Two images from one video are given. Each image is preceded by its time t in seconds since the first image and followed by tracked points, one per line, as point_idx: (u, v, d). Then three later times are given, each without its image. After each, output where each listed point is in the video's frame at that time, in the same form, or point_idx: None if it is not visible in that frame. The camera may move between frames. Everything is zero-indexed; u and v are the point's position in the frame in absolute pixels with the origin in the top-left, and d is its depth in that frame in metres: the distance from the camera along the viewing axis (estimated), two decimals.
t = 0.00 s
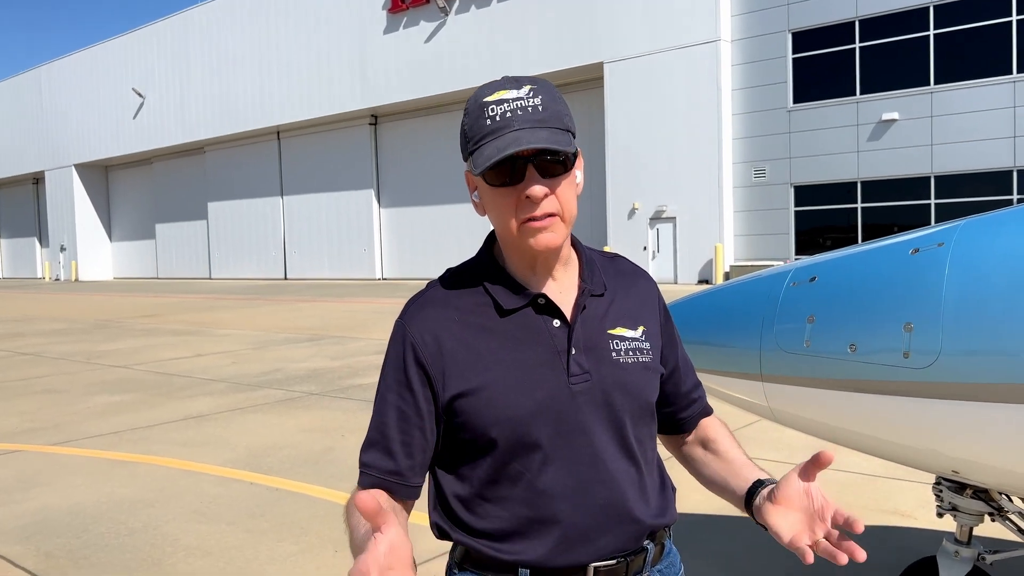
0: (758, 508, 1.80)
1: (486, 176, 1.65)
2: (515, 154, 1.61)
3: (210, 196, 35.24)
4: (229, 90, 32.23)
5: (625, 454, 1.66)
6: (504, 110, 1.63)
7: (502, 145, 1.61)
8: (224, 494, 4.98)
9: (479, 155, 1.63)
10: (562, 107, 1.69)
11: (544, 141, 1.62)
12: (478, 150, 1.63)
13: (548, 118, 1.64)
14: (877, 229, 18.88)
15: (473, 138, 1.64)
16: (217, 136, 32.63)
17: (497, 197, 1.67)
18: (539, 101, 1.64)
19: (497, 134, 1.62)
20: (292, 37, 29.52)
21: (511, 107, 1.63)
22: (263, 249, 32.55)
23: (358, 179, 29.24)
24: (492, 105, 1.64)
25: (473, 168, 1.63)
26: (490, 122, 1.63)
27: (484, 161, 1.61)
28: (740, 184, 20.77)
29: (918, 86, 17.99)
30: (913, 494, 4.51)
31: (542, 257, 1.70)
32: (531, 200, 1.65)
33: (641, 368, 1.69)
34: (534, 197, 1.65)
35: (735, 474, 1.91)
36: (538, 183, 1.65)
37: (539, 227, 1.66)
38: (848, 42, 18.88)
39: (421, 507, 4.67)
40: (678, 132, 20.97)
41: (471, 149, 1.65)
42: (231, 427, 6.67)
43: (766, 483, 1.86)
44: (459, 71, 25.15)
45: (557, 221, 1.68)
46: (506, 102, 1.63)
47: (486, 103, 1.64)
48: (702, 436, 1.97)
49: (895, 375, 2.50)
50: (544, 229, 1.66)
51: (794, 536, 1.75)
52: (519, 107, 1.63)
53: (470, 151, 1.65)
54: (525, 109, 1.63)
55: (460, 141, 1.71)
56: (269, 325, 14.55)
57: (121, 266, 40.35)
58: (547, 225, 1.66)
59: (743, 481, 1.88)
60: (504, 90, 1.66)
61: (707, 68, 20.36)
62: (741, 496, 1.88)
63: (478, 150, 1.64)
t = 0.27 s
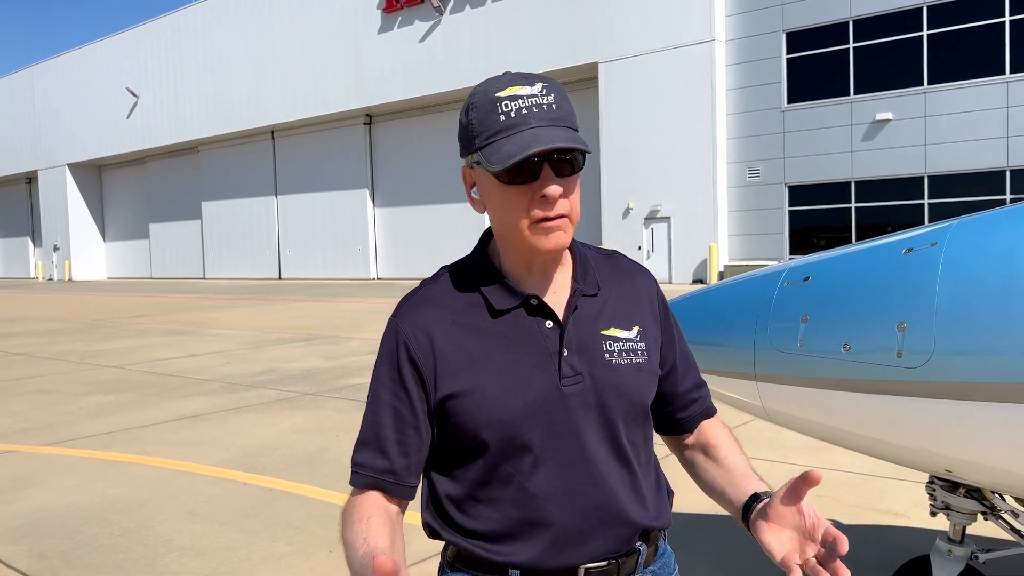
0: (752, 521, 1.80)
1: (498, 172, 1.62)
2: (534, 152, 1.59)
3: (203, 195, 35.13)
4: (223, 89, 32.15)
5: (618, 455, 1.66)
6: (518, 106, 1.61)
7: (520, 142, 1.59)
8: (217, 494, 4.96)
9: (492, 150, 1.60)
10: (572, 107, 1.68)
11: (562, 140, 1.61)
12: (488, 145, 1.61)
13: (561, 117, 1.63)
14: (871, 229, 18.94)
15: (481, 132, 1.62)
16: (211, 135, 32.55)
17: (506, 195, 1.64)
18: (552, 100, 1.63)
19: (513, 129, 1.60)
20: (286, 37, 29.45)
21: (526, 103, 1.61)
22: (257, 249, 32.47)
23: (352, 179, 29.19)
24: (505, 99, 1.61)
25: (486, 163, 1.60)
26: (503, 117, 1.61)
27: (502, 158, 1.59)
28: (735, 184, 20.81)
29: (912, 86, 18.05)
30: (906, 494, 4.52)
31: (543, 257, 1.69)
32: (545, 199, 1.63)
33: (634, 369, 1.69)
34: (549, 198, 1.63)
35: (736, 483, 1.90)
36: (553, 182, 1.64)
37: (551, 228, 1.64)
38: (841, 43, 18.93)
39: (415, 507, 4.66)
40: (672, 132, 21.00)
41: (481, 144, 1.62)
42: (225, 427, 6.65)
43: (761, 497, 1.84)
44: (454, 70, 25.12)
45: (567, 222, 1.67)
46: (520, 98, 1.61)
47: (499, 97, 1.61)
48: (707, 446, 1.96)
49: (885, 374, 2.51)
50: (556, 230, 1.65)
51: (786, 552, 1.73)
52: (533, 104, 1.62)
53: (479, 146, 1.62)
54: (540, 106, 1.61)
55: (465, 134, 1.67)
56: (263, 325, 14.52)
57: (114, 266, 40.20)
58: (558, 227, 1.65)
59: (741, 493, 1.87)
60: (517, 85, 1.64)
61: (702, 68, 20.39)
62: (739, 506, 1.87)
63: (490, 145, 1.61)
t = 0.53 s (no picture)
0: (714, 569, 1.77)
1: (540, 172, 1.55)
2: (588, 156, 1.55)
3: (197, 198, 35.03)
4: (216, 91, 32.08)
5: (619, 458, 1.67)
6: (558, 107, 1.56)
7: (572, 144, 1.55)
8: (210, 498, 4.94)
9: (535, 149, 1.54)
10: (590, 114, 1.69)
11: (605, 146, 1.60)
12: (527, 145, 1.54)
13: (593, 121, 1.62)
14: (864, 231, 19.01)
15: (519, 128, 1.54)
16: (205, 138, 32.46)
17: (540, 198, 1.58)
18: (585, 105, 1.62)
19: (560, 130, 1.55)
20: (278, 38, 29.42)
21: (565, 105, 1.57)
22: (251, 252, 32.39)
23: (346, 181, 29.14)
24: (546, 99, 1.55)
25: (527, 162, 1.53)
26: (543, 118, 1.55)
27: (563, 160, 1.52)
28: (728, 186, 20.86)
29: (904, 88, 18.13)
30: (899, 495, 4.54)
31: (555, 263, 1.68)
32: (583, 203, 1.60)
33: (635, 372, 1.70)
34: (589, 202, 1.61)
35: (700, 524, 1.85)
36: (592, 188, 1.62)
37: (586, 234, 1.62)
38: (834, 45, 19.00)
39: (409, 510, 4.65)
40: (666, 134, 21.04)
41: (519, 141, 1.55)
42: (217, 431, 6.63)
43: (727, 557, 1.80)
44: (447, 72, 25.10)
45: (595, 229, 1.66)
46: (560, 100, 1.57)
47: (539, 98, 1.55)
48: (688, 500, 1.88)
49: (879, 377, 2.52)
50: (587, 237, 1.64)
51: None
52: (571, 107, 1.58)
53: (514, 145, 1.54)
54: (578, 110, 1.59)
55: (492, 127, 1.57)
56: (256, 328, 14.48)
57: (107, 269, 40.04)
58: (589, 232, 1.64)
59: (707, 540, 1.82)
60: (553, 87, 1.59)
61: (695, 72, 20.46)
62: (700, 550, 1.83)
63: (533, 143, 1.54)
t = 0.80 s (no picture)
0: None
1: (564, 176, 1.54)
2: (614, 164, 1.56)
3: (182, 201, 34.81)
4: (201, 94, 31.90)
5: (619, 460, 1.66)
6: (581, 112, 1.56)
7: (597, 149, 1.54)
8: (196, 502, 4.91)
9: (562, 152, 1.53)
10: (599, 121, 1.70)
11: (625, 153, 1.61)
12: (553, 147, 1.53)
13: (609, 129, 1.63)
14: (848, 233, 19.17)
15: (541, 131, 1.52)
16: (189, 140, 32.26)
17: (560, 202, 1.57)
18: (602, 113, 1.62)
19: (583, 135, 1.55)
20: (263, 39, 29.31)
21: (587, 111, 1.58)
22: (237, 256, 32.21)
23: (332, 184, 29.06)
24: (568, 103, 1.55)
25: (555, 166, 1.52)
26: (567, 122, 1.54)
27: (594, 165, 1.52)
28: (714, 189, 20.98)
29: (887, 92, 18.30)
30: (884, 496, 4.57)
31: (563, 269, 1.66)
32: (601, 209, 1.61)
33: (634, 375, 1.71)
34: (606, 209, 1.62)
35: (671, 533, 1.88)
36: (609, 195, 1.63)
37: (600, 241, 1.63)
38: (819, 49, 19.15)
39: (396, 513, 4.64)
40: (653, 138, 21.14)
41: (543, 144, 1.53)
42: (203, 435, 6.58)
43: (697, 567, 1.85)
44: (434, 75, 25.08)
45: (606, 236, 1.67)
46: (582, 105, 1.57)
47: (563, 101, 1.54)
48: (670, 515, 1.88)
49: (868, 379, 2.53)
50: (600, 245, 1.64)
51: None
52: (592, 113, 1.58)
53: (537, 147, 1.53)
54: (598, 117, 1.60)
55: (511, 128, 1.54)
56: (242, 331, 14.41)
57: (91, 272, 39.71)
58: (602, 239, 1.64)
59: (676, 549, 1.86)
60: (573, 91, 1.59)
61: (680, 76, 20.57)
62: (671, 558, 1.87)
63: (556, 147, 1.53)
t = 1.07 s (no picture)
0: None
1: (551, 177, 1.54)
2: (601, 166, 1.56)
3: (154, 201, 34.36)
4: (175, 93, 31.51)
5: (603, 457, 1.67)
6: (569, 113, 1.56)
7: (584, 151, 1.55)
8: (170, 506, 4.85)
9: (550, 154, 1.53)
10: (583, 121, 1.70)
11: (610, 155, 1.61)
12: (541, 148, 1.53)
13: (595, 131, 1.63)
14: (822, 234, 19.39)
15: (530, 131, 1.52)
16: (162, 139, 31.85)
17: (546, 201, 1.57)
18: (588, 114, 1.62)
19: (571, 136, 1.55)
20: (238, 38, 29.04)
21: (575, 111, 1.57)
22: (211, 256, 31.84)
23: (308, 184, 28.85)
24: (557, 104, 1.55)
25: (542, 167, 1.52)
26: (556, 123, 1.54)
27: (583, 168, 1.52)
28: (690, 190, 21.14)
29: (860, 94, 18.55)
30: (859, 493, 4.63)
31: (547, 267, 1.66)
32: (586, 211, 1.61)
33: (616, 374, 1.71)
34: (591, 209, 1.63)
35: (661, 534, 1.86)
36: (594, 195, 1.64)
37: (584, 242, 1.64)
38: (793, 51, 19.35)
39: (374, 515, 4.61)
40: (630, 139, 21.25)
41: (531, 143, 1.53)
42: (178, 437, 6.50)
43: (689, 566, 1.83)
44: (410, 75, 24.99)
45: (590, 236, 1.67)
46: (570, 105, 1.57)
47: (551, 101, 1.54)
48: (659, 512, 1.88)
49: (844, 377, 2.56)
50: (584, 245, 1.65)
51: None
52: (579, 114, 1.58)
53: (525, 148, 1.52)
54: (585, 119, 1.59)
55: (498, 127, 1.53)
56: (217, 333, 14.26)
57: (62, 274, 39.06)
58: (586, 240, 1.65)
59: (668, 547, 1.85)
60: (561, 92, 1.59)
61: (656, 77, 20.69)
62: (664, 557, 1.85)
63: (545, 147, 1.53)
